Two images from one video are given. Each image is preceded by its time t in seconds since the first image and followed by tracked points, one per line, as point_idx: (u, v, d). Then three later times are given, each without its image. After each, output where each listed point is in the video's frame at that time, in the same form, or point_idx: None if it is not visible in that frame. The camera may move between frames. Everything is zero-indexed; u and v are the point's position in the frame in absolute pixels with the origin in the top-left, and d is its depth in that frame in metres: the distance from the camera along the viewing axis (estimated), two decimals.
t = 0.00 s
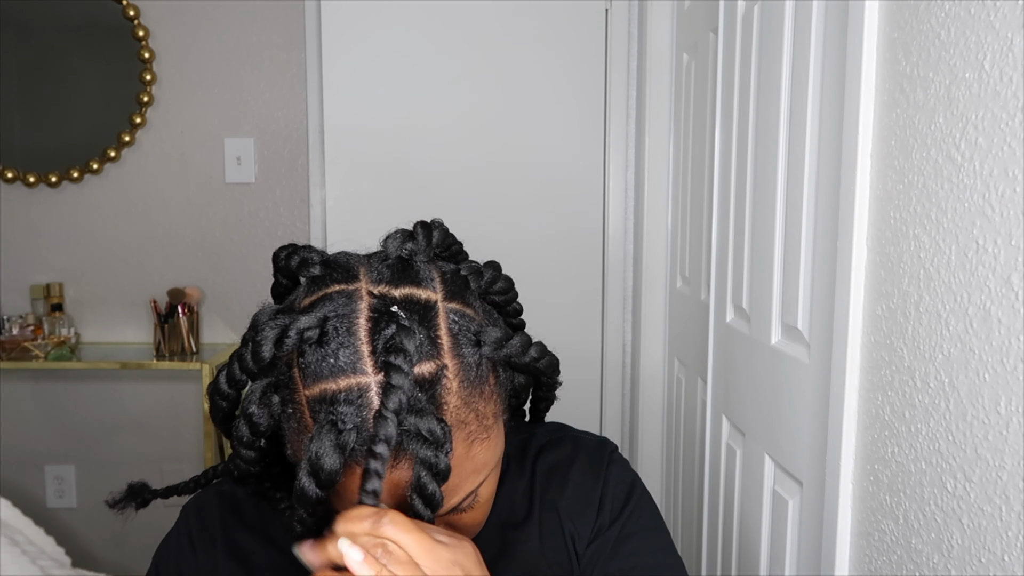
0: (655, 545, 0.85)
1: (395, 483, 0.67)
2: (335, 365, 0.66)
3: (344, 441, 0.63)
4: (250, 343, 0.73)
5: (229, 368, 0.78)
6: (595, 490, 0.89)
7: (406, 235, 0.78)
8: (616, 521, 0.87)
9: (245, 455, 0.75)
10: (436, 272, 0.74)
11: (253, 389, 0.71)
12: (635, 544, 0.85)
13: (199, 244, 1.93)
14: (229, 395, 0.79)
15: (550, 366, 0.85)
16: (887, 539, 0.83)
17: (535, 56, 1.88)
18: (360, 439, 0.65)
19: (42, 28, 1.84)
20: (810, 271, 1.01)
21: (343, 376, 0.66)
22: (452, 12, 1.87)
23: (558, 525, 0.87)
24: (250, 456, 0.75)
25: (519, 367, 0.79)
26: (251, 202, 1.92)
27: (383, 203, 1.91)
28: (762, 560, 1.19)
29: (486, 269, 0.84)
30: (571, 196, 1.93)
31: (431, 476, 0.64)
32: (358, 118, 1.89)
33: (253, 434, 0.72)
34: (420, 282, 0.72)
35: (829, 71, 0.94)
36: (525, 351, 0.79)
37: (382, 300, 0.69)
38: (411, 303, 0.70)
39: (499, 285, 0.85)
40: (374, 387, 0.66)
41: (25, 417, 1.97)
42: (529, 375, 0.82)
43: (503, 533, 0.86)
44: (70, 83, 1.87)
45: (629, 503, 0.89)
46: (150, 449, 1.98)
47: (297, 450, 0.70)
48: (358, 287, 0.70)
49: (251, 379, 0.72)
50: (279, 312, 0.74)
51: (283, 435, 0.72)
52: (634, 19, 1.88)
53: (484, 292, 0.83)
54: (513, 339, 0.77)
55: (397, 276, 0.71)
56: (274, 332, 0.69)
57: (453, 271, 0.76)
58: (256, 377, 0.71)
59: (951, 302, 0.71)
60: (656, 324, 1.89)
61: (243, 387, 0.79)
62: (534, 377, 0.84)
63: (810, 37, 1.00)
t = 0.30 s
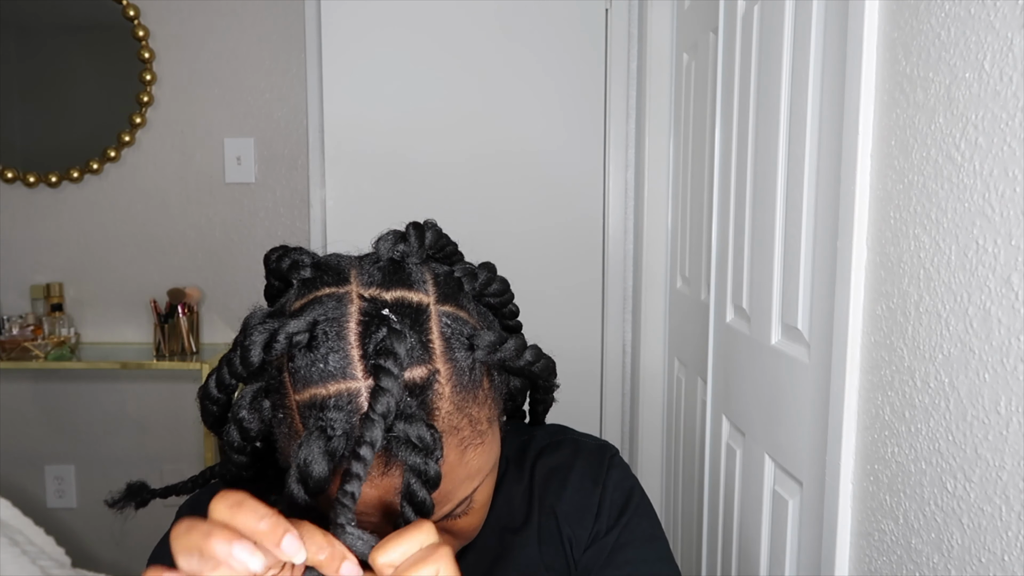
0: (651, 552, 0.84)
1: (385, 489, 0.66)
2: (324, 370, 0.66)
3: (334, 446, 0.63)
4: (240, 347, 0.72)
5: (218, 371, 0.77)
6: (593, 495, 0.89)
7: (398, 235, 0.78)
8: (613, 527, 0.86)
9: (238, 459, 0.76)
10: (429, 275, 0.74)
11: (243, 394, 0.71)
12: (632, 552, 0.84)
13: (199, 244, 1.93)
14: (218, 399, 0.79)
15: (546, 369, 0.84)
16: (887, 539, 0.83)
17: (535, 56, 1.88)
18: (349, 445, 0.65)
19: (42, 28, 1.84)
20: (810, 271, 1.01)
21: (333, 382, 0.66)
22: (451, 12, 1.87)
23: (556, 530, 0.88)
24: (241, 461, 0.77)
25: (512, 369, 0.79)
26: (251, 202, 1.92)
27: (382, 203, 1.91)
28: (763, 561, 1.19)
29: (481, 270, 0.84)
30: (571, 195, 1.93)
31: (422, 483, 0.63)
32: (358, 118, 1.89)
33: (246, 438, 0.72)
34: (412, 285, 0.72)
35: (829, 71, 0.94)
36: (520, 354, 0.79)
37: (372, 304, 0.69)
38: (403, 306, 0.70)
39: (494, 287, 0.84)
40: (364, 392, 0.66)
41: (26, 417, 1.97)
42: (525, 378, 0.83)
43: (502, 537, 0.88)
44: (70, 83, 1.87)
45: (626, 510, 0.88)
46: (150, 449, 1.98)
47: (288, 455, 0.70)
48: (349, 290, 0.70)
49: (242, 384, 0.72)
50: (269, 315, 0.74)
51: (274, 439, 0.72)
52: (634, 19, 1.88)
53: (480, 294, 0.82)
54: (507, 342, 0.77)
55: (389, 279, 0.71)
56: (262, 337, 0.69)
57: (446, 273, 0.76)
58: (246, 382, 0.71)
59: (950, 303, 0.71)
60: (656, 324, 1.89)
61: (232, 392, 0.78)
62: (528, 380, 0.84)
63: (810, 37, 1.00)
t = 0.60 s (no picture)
0: (653, 555, 0.84)
1: (394, 490, 0.67)
2: (335, 372, 0.66)
3: (345, 448, 0.64)
4: (250, 348, 0.73)
5: (228, 372, 0.77)
6: (597, 497, 0.89)
7: (406, 237, 0.79)
8: (617, 529, 0.87)
9: (246, 461, 0.76)
10: (438, 276, 0.74)
11: (253, 395, 0.71)
12: (635, 555, 0.84)
13: (200, 244, 1.93)
14: (227, 401, 0.79)
15: (554, 370, 0.84)
16: (887, 539, 0.83)
17: (535, 56, 1.88)
18: (360, 446, 0.65)
19: (42, 28, 1.84)
20: (810, 270, 1.01)
21: (344, 383, 0.66)
22: (451, 12, 1.87)
23: (560, 531, 0.88)
24: (250, 461, 0.76)
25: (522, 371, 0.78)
26: (251, 202, 1.92)
27: (382, 203, 1.91)
28: (763, 561, 1.19)
29: (488, 271, 0.84)
30: (570, 195, 1.93)
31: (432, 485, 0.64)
32: (358, 118, 1.89)
33: (254, 439, 0.72)
34: (422, 287, 0.72)
35: (829, 71, 0.94)
36: (529, 355, 0.78)
37: (382, 305, 0.69)
38: (413, 308, 0.70)
39: (503, 288, 0.85)
40: (375, 394, 0.66)
41: (25, 417, 1.97)
42: (532, 380, 0.83)
43: (506, 538, 0.87)
44: (70, 83, 1.87)
45: (628, 515, 0.88)
46: (150, 449, 1.98)
47: (298, 456, 0.70)
48: (359, 291, 0.70)
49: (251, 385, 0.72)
50: (279, 316, 0.74)
51: (283, 440, 0.72)
52: (634, 19, 1.88)
53: (488, 294, 0.83)
54: (517, 344, 0.77)
55: (399, 280, 0.71)
56: (273, 338, 0.70)
57: (455, 274, 0.76)
58: (256, 383, 0.71)
59: (950, 303, 0.71)
60: (656, 324, 1.89)
61: (241, 392, 0.78)
62: (536, 381, 0.84)
63: (810, 36, 1.00)
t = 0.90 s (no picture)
0: (652, 554, 0.85)
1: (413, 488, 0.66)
2: (347, 368, 0.66)
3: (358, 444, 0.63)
4: (258, 346, 0.72)
5: (236, 370, 0.77)
6: (599, 495, 0.89)
7: (413, 235, 0.79)
8: (617, 526, 0.87)
9: (252, 459, 0.76)
10: (445, 272, 0.74)
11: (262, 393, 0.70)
12: (635, 552, 0.85)
13: (200, 244, 1.93)
14: (234, 398, 0.78)
15: (559, 366, 0.84)
16: (886, 539, 0.83)
17: (535, 55, 1.88)
18: (373, 443, 0.65)
19: (41, 28, 1.84)
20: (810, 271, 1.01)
21: (355, 379, 0.66)
22: (451, 11, 1.87)
23: (562, 528, 0.88)
24: (259, 459, 0.76)
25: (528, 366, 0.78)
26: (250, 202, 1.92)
27: (382, 203, 1.91)
28: (762, 561, 1.19)
29: (493, 269, 0.85)
30: (571, 195, 1.93)
31: (449, 479, 0.64)
32: (359, 118, 1.89)
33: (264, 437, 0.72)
34: (431, 283, 0.72)
35: (829, 71, 0.94)
36: (535, 351, 0.78)
37: (392, 303, 0.69)
38: (422, 304, 0.70)
39: (507, 285, 0.85)
40: (387, 390, 0.66)
41: (25, 417, 1.97)
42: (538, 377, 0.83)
43: (508, 536, 0.87)
44: (70, 83, 1.87)
45: (629, 512, 0.88)
46: (150, 449, 1.98)
47: (307, 454, 0.70)
48: (368, 288, 0.70)
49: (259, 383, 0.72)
50: (288, 313, 0.74)
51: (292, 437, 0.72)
52: (634, 19, 1.88)
53: (493, 292, 0.83)
54: (523, 339, 0.77)
55: (407, 277, 0.71)
56: (283, 335, 0.68)
57: (462, 271, 0.76)
58: (265, 381, 0.70)
59: (950, 303, 0.71)
60: (656, 323, 1.89)
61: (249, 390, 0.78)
62: (542, 377, 0.84)
63: (810, 36, 1.00)
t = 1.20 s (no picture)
0: (657, 555, 0.84)
1: (405, 488, 0.67)
2: (343, 371, 0.66)
3: (352, 445, 0.64)
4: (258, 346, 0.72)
5: (236, 370, 0.77)
6: (601, 496, 0.89)
7: (413, 237, 0.78)
8: (620, 527, 0.87)
9: (252, 458, 0.76)
10: (444, 276, 0.74)
11: (260, 393, 0.71)
12: (638, 553, 0.85)
13: (200, 244, 1.93)
14: (235, 398, 0.79)
15: (558, 370, 0.84)
16: (887, 539, 0.83)
17: (536, 55, 1.88)
18: (367, 445, 0.65)
19: (41, 28, 1.84)
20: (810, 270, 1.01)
21: (351, 382, 0.66)
22: (451, 11, 1.87)
23: (564, 528, 0.88)
24: (257, 458, 0.76)
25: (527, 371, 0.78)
26: (250, 202, 1.92)
27: (383, 203, 1.91)
28: (763, 561, 1.19)
29: (493, 271, 0.84)
30: (571, 195, 1.93)
31: (437, 482, 0.64)
32: (358, 118, 1.89)
33: (261, 438, 0.72)
34: (428, 287, 0.72)
35: (829, 71, 0.94)
36: (533, 354, 0.78)
37: (390, 306, 0.69)
38: (419, 307, 0.70)
39: (507, 289, 0.84)
40: (382, 393, 0.66)
41: (25, 417, 1.97)
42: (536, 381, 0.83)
43: (510, 535, 0.87)
44: (70, 83, 1.87)
45: (632, 513, 0.88)
46: (150, 449, 1.98)
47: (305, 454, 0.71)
48: (365, 290, 0.70)
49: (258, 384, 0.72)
50: (287, 315, 0.74)
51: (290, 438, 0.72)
52: (634, 19, 1.88)
53: (493, 295, 0.82)
54: (522, 343, 0.76)
55: (405, 280, 0.71)
56: (281, 337, 0.69)
57: (460, 274, 0.76)
58: (263, 382, 0.71)
59: (950, 303, 0.71)
60: (656, 323, 1.89)
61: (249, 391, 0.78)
62: (540, 381, 0.83)
63: (810, 36, 1.00)
